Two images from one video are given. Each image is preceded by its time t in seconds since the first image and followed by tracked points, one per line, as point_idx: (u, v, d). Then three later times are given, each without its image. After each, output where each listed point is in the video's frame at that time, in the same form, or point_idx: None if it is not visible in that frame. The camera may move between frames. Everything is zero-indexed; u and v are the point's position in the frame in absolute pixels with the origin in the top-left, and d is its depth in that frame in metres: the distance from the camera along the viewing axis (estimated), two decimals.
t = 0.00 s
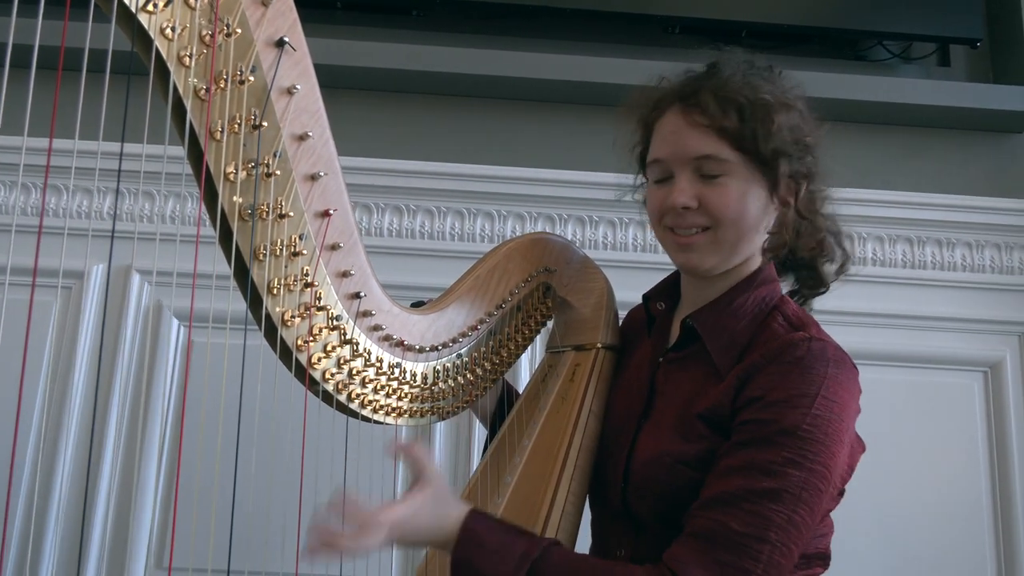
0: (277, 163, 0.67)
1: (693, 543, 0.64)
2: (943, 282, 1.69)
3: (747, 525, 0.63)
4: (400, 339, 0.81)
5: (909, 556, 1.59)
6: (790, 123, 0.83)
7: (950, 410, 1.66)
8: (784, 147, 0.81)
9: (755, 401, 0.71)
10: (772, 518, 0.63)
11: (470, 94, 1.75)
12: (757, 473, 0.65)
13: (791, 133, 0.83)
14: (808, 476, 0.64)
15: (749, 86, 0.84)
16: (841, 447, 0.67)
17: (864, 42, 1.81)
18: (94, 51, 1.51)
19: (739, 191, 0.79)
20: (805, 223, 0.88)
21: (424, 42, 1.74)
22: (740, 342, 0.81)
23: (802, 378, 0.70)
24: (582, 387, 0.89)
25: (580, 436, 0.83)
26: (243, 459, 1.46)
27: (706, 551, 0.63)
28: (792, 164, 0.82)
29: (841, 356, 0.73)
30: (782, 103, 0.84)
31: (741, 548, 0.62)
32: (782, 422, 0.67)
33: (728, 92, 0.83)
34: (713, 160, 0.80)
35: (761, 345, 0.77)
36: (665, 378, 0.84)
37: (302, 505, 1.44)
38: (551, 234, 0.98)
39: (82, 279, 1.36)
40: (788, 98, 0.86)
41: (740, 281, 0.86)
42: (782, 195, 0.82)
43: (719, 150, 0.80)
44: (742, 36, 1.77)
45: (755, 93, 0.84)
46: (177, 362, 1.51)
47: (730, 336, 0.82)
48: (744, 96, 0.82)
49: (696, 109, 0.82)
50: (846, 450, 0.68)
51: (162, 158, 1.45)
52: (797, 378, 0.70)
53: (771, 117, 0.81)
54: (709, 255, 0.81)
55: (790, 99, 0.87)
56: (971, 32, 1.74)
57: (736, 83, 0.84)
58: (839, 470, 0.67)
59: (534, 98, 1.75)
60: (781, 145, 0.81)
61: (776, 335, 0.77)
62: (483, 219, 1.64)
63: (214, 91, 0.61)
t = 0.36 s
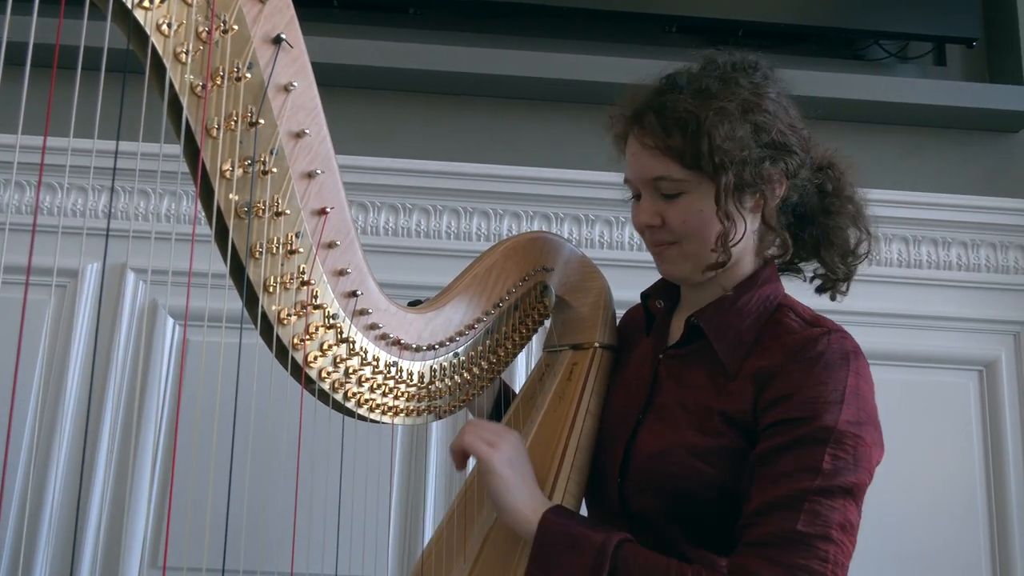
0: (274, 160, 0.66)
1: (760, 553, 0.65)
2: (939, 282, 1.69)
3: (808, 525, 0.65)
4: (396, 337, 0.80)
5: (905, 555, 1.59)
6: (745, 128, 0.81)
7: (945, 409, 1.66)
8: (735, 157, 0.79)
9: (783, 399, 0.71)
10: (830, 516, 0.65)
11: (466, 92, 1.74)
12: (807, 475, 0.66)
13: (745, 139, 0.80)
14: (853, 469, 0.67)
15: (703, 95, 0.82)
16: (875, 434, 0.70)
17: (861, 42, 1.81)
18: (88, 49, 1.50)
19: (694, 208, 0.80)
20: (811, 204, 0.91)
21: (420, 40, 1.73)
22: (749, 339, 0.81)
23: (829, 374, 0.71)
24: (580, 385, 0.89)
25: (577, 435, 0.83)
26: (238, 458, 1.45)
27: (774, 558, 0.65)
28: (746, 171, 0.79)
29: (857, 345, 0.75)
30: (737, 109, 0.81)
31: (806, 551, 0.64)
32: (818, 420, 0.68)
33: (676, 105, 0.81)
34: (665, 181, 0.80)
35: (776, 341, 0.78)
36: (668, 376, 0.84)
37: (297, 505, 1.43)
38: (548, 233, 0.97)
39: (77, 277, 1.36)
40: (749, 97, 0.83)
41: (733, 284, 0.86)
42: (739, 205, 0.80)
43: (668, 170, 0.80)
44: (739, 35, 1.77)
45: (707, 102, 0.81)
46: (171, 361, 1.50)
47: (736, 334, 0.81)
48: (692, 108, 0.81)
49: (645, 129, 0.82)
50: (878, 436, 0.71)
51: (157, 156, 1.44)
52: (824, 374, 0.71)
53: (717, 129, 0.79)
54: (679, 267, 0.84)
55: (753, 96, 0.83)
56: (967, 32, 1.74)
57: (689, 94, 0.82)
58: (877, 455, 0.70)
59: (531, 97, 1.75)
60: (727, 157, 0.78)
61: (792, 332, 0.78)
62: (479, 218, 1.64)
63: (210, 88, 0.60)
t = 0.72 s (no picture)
0: (264, 160, 0.66)
1: (760, 538, 0.65)
2: (933, 280, 1.70)
3: (809, 511, 0.65)
4: (389, 339, 0.80)
5: (901, 554, 1.59)
6: (743, 127, 0.81)
7: (940, 408, 1.66)
8: (732, 156, 0.79)
9: (784, 390, 0.72)
10: (830, 502, 0.65)
11: (461, 92, 1.74)
12: (808, 461, 0.66)
13: (743, 140, 0.80)
14: (853, 457, 0.67)
15: (701, 95, 0.83)
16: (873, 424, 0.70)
17: (854, 41, 1.81)
18: (77, 49, 1.50)
19: (691, 206, 0.80)
20: (805, 206, 0.91)
21: (414, 40, 1.73)
22: (746, 332, 0.81)
23: (829, 363, 0.71)
24: (573, 385, 0.89)
25: (570, 434, 0.83)
26: (230, 460, 1.45)
27: (775, 543, 0.64)
28: (744, 171, 0.80)
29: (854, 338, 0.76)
30: (735, 108, 0.82)
31: (806, 536, 0.64)
32: (819, 408, 0.68)
33: (675, 104, 0.82)
34: (663, 179, 0.80)
35: (774, 334, 0.78)
36: (665, 371, 0.84)
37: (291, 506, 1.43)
38: (542, 232, 0.97)
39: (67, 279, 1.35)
40: (747, 98, 0.83)
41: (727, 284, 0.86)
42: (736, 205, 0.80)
43: (666, 168, 0.80)
44: (734, 34, 1.77)
45: (706, 101, 0.82)
46: (163, 363, 1.50)
47: (733, 329, 0.82)
48: (691, 107, 0.81)
49: (643, 127, 0.82)
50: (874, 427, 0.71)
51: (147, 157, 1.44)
52: (823, 364, 0.71)
53: (715, 128, 0.79)
54: (675, 266, 0.83)
55: (751, 97, 0.84)
56: (960, 31, 1.75)
57: (687, 93, 0.83)
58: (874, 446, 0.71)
59: (525, 97, 1.75)
60: (726, 156, 0.78)
61: (788, 325, 0.78)
62: (474, 218, 1.64)
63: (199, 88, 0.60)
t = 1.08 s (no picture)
0: (260, 161, 0.66)
1: (703, 545, 0.64)
2: (929, 284, 1.70)
3: (756, 522, 0.63)
4: (382, 340, 0.80)
5: (895, 558, 1.60)
6: (755, 127, 0.81)
7: (935, 412, 1.67)
8: (741, 153, 0.79)
9: (759, 398, 0.71)
10: (781, 515, 0.63)
11: (459, 94, 1.74)
12: (765, 470, 0.65)
13: (752, 139, 0.80)
14: (815, 472, 0.65)
15: (718, 90, 0.83)
16: (846, 442, 0.68)
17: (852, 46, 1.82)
18: (74, 48, 1.49)
19: (691, 198, 0.80)
20: (802, 222, 0.91)
21: (412, 41, 1.73)
22: (736, 336, 0.81)
23: (804, 374, 0.70)
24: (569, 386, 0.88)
25: (566, 436, 0.83)
26: (226, 460, 1.44)
27: (716, 549, 0.63)
28: (750, 170, 0.80)
29: (841, 355, 0.74)
30: (750, 108, 0.82)
31: (749, 546, 0.62)
32: (788, 418, 0.67)
33: (692, 94, 0.82)
34: (668, 166, 0.80)
35: (759, 343, 0.78)
36: (658, 374, 0.85)
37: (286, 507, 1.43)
38: (539, 235, 0.97)
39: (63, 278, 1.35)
40: (762, 101, 0.84)
41: (724, 283, 0.86)
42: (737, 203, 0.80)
43: (674, 156, 0.80)
44: (731, 38, 1.77)
45: (723, 96, 0.82)
46: (159, 362, 1.49)
47: (725, 330, 0.82)
48: (707, 99, 0.81)
49: (657, 113, 0.83)
50: (849, 447, 0.69)
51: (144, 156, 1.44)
52: (799, 374, 0.70)
53: (729, 122, 0.80)
54: (669, 260, 0.83)
55: (766, 100, 0.85)
56: (957, 36, 1.75)
57: (706, 86, 0.83)
58: (845, 467, 0.68)
59: (522, 98, 1.75)
60: (734, 153, 0.79)
61: (773, 331, 0.78)
62: (471, 220, 1.64)
63: (197, 87, 0.60)
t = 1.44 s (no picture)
0: (258, 162, 0.66)
1: (673, 541, 0.64)
2: (928, 286, 1.70)
3: (725, 520, 0.63)
4: (381, 341, 0.80)
5: (894, 559, 1.59)
6: (754, 128, 0.82)
7: (935, 413, 1.66)
8: (740, 155, 0.79)
9: (739, 399, 0.71)
10: (753, 515, 0.63)
11: (458, 95, 1.74)
12: (738, 470, 0.65)
13: (752, 140, 0.81)
14: (789, 473, 0.65)
15: (716, 90, 0.83)
16: (825, 445, 0.68)
17: (851, 47, 1.82)
18: (73, 49, 1.50)
19: (690, 199, 0.80)
20: (796, 222, 0.91)
21: (412, 43, 1.73)
22: (724, 339, 0.81)
23: (785, 376, 0.70)
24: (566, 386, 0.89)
25: (563, 437, 0.83)
26: (224, 461, 1.44)
27: (684, 546, 0.63)
28: (749, 171, 0.80)
29: (825, 357, 0.73)
30: (750, 109, 0.83)
31: (717, 544, 0.63)
32: (765, 419, 0.67)
33: (691, 94, 0.82)
34: (666, 167, 0.80)
35: (744, 345, 0.78)
36: (648, 379, 0.85)
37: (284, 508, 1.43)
38: (535, 236, 0.97)
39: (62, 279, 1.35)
40: (760, 101, 0.84)
41: (718, 284, 0.86)
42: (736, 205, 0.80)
43: (672, 156, 0.80)
44: (731, 39, 1.77)
45: (721, 96, 0.82)
46: (157, 363, 1.49)
47: (712, 336, 0.82)
48: (706, 99, 0.82)
49: (656, 113, 0.82)
50: (829, 449, 0.68)
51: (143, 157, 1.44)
52: (780, 375, 0.70)
53: (729, 123, 0.80)
54: (666, 262, 0.82)
55: (764, 100, 0.85)
56: (957, 38, 1.75)
57: (704, 86, 0.84)
58: (824, 470, 0.68)
59: (522, 100, 1.75)
60: (734, 153, 0.79)
61: (761, 334, 0.78)
62: (470, 221, 1.64)
63: (194, 89, 0.60)
